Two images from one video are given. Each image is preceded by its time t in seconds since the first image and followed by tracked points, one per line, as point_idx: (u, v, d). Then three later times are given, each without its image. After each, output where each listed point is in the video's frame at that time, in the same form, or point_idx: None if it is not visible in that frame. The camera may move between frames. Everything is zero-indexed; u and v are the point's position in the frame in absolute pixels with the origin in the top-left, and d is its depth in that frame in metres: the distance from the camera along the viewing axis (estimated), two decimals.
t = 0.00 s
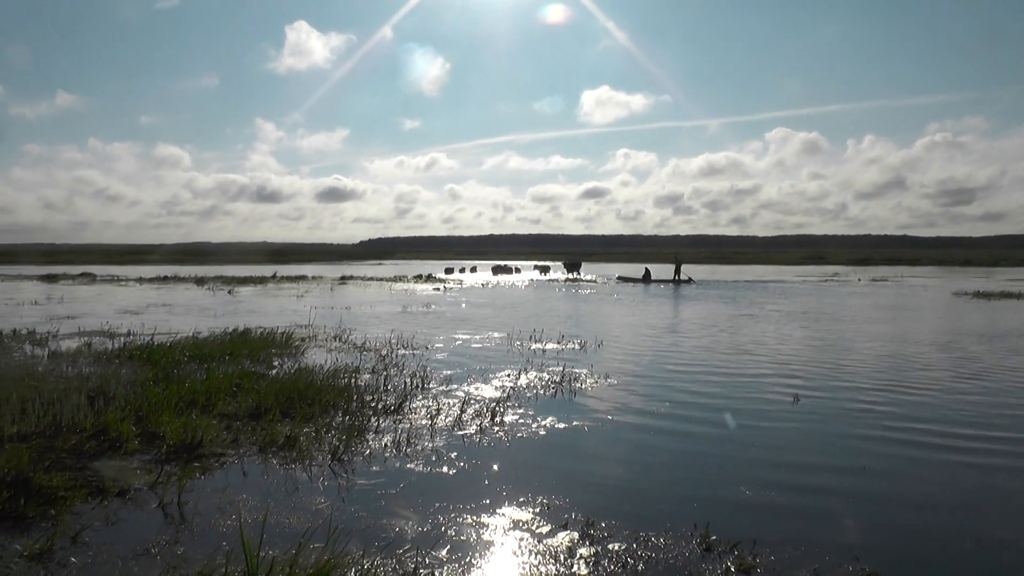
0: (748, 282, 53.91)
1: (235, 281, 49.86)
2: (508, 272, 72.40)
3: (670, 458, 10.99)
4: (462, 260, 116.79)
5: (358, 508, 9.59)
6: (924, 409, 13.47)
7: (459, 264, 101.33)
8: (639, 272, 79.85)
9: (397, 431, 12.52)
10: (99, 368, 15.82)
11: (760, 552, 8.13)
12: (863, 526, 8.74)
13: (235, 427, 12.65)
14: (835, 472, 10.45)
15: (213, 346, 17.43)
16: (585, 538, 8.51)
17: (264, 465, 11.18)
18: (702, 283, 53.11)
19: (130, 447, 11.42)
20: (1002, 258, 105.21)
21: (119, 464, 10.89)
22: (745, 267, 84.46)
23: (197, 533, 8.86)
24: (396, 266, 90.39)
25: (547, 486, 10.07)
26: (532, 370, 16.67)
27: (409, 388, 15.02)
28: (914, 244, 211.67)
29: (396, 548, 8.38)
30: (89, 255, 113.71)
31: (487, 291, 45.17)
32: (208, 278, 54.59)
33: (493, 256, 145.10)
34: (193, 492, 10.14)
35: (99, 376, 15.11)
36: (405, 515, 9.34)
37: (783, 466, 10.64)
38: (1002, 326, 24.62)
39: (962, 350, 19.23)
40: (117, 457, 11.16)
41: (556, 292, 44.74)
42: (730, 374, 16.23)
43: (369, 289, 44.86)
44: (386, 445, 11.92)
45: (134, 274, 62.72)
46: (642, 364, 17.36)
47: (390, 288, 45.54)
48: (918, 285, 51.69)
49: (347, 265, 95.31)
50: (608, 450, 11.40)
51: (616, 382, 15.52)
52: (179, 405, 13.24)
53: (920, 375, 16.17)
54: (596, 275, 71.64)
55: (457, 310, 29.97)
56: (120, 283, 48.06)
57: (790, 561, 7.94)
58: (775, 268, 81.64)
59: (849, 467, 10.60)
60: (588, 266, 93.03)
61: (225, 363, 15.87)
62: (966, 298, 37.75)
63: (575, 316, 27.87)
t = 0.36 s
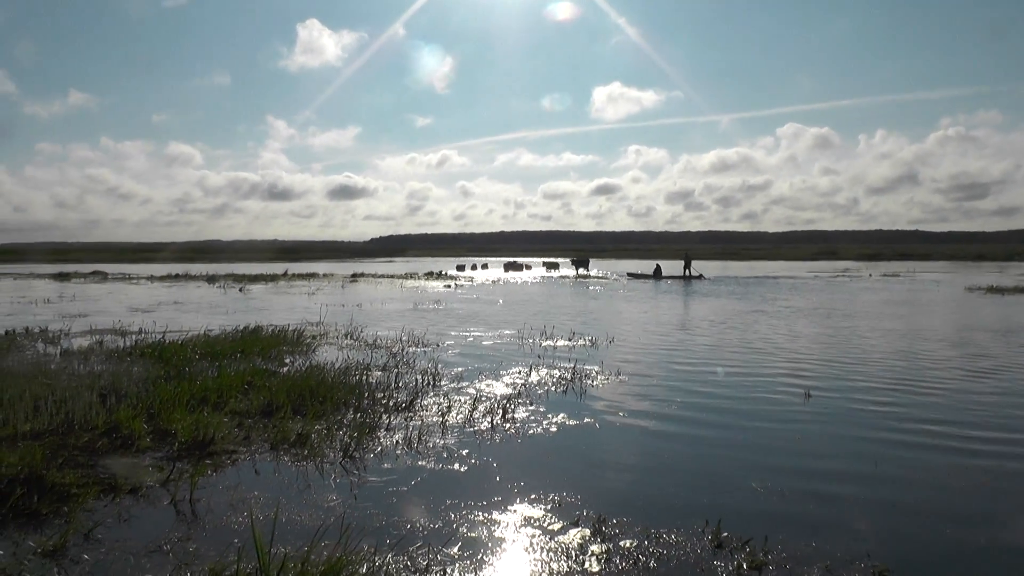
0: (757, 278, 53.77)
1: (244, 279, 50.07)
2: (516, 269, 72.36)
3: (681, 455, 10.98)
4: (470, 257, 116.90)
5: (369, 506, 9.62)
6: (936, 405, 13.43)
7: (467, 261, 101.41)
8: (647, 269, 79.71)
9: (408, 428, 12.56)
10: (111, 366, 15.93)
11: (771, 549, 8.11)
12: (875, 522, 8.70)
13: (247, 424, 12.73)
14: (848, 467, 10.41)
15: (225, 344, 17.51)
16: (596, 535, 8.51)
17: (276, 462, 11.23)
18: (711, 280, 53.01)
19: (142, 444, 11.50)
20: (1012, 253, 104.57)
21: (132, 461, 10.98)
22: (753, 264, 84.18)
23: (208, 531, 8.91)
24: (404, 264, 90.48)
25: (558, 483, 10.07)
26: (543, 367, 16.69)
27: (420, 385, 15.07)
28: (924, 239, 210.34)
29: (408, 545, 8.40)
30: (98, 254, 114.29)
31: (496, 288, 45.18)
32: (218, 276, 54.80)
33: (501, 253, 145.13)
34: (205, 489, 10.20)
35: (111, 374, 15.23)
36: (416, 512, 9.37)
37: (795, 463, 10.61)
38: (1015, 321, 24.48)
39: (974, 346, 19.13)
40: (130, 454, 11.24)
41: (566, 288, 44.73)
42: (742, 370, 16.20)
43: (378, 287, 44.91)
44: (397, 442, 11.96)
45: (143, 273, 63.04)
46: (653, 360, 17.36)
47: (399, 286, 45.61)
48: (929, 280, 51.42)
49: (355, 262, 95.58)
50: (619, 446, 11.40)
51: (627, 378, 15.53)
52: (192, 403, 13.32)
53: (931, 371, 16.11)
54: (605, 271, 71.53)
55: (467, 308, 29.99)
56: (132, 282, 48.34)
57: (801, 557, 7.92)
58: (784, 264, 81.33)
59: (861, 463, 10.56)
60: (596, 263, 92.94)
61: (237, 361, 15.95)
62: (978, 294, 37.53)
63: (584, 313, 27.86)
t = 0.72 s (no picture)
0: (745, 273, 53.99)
1: (231, 275, 49.70)
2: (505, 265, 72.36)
3: (667, 450, 11.00)
4: (458, 253, 116.76)
5: (356, 501, 9.59)
6: (917, 399, 13.56)
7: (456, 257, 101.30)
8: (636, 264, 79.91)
9: (393, 424, 12.53)
10: (95, 363, 15.76)
11: (757, 543, 8.15)
12: (859, 517, 8.77)
13: (232, 421, 12.65)
14: (834, 462, 10.48)
15: (210, 340, 17.37)
16: (582, 530, 8.51)
17: (262, 459, 11.17)
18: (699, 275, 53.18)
19: (128, 441, 11.41)
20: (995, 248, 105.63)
21: (116, 459, 10.88)
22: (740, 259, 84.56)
23: (194, 528, 8.85)
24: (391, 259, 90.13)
25: (543, 478, 10.07)
26: (528, 362, 16.69)
27: (405, 381, 15.04)
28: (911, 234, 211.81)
29: (394, 541, 8.37)
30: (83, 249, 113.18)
31: (483, 283, 45.14)
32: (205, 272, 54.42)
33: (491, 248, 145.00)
34: (190, 486, 10.13)
35: (95, 371, 15.09)
36: (402, 507, 9.35)
37: (780, 458, 10.65)
38: (995, 315, 24.77)
39: (955, 340, 19.35)
40: (115, 451, 11.13)
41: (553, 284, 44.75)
42: (727, 365, 16.28)
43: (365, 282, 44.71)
44: (383, 438, 11.92)
45: (128, 268, 62.46)
46: (638, 355, 17.40)
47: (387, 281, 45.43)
48: (914, 275, 51.87)
49: (343, 257, 95.14)
50: (605, 441, 11.41)
51: (612, 374, 15.57)
52: (177, 400, 13.22)
53: (913, 365, 16.28)
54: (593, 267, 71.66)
55: (454, 303, 29.94)
56: (116, 278, 47.75)
57: (786, 551, 7.97)
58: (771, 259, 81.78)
59: (845, 457, 10.63)
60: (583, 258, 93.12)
61: (222, 357, 15.84)
62: (961, 288, 37.92)
63: (572, 308, 27.89)
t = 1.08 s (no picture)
0: (732, 270, 54.20)
1: (217, 272, 49.37)
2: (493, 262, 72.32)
3: (652, 446, 11.01)
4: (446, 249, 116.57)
5: (340, 498, 9.55)
6: (899, 395, 13.65)
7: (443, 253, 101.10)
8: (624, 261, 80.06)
9: (378, 421, 12.49)
10: (79, 360, 15.60)
11: (740, 538, 8.17)
12: (844, 512, 8.80)
13: (216, 418, 12.56)
14: (818, 458, 10.53)
15: (194, 337, 17.24)
16: (566, 526, 8.50)
17: (246, 456, 11.09)
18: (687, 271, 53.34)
19: (111, 438, 11.31)
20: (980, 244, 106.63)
21: (99, 456, 10.77)
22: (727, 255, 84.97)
23: (177, 526, 8.78)
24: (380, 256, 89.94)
25: (528, 475, 10.06)
26: (513, 359, 16.67)
27: (390, 378, 15.00)
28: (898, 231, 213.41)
29: (378, 539, 8.33)
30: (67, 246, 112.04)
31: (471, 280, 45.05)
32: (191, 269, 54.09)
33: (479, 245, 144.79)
34: (175, 484, 10.05)
35: (78, 368, 14.94)
36: (386, 505, 9.31)
37: (764, 454, 10.69)
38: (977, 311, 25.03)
39: (937, 336, 19.51)
40: (98, 449, 11.02)
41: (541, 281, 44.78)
42: (712, 362, 16.32)
43: (352, 279, 44.53)
44: (367, 436, 11.87)
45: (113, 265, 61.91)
46: (624, 352, 17.42)
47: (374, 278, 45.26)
48: (899, 271, 52.27)
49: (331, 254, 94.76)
50: (590, 438, 11.41)
51: (597, 370, 15.57)
52: (161, 397, 13.11)
53: (895, 361, 16.41)
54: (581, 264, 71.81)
55: (440, 300, 29.88)
56: (101, 275, 47.34)
57: (769, 546, 7.99)
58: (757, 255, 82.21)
59: (828, 454, 10.68)
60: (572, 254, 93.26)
61: (206, 355, 15.72)
62: (945, 284, 38.26)
63: (558, 305, 27.90)
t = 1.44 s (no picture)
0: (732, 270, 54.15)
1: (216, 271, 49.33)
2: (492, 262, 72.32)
3: (647, 447, 11.01)
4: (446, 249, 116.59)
5: (339, 498, 9.55)
6: (899, 396, 13.66)
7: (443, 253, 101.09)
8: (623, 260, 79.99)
9: (376, 421, 12.49)
10: (77, 359, 15.59)
11: (739, 539, 8.17)
12: (843, 512, 8.81)
13: (214, 418, 12.55)
14: (817, 459, 10.54)
15: (193, 337, 17.23)
16: (565, 526, 8.50)
17: (245, 456, 11.09)
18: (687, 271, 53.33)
19: (110, 438, 11.31)
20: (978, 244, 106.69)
21: (98, 456, 10.76)
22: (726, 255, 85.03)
23: (176, 526, 8.76)
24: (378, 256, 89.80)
25: (526, 475, 10.06)
26: (512, 360, 16.67)
27: (389, 378, 14.99)
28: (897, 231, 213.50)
29: (376, 539, 8.33)
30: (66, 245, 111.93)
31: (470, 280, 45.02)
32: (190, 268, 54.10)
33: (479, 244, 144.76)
34: (174, 483, 10.05)
35: (77, 366, 14.95)
36: (385, 505, 9.30)
37: (763, 455, 10.69)
38: (976, 312, 25.04)
39: (936, 336, 19.52)
40: (97, 448, 11.01)
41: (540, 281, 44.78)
42: (711, 362, 16.32)
43: (351, 279, 44.49)
44: (366, 436, 11.86)
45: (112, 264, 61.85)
46: (622, 352, 17.42)
47: (374, 278, 45.22)
48: (899, 271, 52.27)
49: (329, 253, 94.74)
50: (589, 439, 11.40)
51: (596, 370, 15.58)
52: (160, 396, 13.10)
53: (893, 362, 16.41)
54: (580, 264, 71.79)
55: (439, 300, 29.85)
56: (100, 274, 47.31)
57: (768, 547, 8.00)
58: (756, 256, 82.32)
59: (827, 455, 10.68)
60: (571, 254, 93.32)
61: (205, 354, 15.71)
62: (944, 285, 38.25)
63: (558, 305, 27.90)
